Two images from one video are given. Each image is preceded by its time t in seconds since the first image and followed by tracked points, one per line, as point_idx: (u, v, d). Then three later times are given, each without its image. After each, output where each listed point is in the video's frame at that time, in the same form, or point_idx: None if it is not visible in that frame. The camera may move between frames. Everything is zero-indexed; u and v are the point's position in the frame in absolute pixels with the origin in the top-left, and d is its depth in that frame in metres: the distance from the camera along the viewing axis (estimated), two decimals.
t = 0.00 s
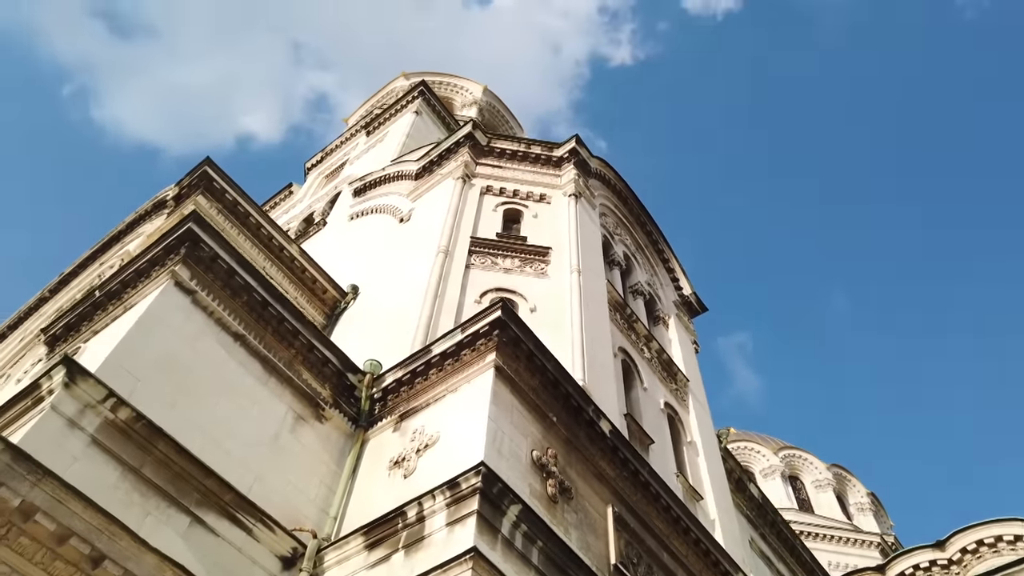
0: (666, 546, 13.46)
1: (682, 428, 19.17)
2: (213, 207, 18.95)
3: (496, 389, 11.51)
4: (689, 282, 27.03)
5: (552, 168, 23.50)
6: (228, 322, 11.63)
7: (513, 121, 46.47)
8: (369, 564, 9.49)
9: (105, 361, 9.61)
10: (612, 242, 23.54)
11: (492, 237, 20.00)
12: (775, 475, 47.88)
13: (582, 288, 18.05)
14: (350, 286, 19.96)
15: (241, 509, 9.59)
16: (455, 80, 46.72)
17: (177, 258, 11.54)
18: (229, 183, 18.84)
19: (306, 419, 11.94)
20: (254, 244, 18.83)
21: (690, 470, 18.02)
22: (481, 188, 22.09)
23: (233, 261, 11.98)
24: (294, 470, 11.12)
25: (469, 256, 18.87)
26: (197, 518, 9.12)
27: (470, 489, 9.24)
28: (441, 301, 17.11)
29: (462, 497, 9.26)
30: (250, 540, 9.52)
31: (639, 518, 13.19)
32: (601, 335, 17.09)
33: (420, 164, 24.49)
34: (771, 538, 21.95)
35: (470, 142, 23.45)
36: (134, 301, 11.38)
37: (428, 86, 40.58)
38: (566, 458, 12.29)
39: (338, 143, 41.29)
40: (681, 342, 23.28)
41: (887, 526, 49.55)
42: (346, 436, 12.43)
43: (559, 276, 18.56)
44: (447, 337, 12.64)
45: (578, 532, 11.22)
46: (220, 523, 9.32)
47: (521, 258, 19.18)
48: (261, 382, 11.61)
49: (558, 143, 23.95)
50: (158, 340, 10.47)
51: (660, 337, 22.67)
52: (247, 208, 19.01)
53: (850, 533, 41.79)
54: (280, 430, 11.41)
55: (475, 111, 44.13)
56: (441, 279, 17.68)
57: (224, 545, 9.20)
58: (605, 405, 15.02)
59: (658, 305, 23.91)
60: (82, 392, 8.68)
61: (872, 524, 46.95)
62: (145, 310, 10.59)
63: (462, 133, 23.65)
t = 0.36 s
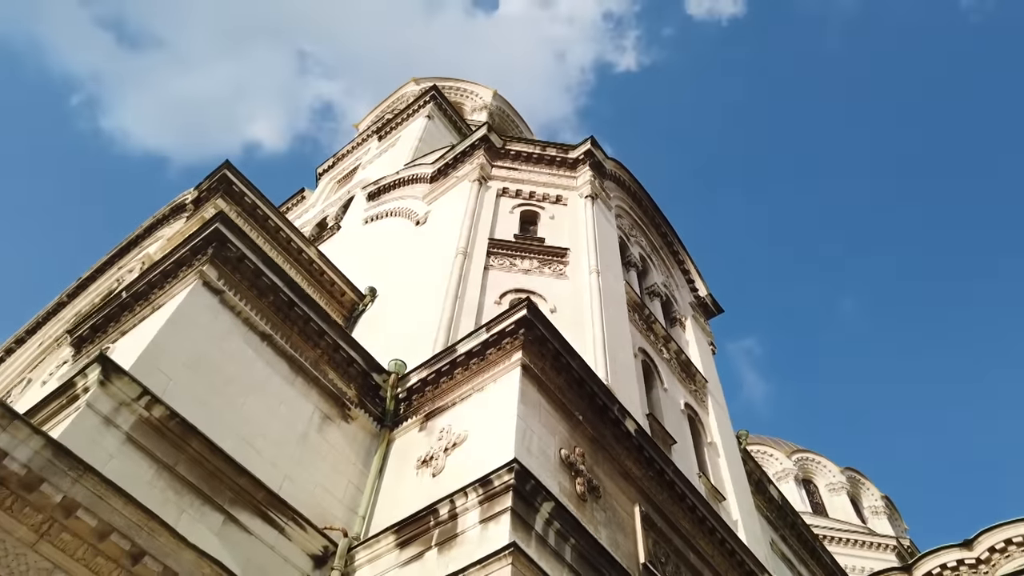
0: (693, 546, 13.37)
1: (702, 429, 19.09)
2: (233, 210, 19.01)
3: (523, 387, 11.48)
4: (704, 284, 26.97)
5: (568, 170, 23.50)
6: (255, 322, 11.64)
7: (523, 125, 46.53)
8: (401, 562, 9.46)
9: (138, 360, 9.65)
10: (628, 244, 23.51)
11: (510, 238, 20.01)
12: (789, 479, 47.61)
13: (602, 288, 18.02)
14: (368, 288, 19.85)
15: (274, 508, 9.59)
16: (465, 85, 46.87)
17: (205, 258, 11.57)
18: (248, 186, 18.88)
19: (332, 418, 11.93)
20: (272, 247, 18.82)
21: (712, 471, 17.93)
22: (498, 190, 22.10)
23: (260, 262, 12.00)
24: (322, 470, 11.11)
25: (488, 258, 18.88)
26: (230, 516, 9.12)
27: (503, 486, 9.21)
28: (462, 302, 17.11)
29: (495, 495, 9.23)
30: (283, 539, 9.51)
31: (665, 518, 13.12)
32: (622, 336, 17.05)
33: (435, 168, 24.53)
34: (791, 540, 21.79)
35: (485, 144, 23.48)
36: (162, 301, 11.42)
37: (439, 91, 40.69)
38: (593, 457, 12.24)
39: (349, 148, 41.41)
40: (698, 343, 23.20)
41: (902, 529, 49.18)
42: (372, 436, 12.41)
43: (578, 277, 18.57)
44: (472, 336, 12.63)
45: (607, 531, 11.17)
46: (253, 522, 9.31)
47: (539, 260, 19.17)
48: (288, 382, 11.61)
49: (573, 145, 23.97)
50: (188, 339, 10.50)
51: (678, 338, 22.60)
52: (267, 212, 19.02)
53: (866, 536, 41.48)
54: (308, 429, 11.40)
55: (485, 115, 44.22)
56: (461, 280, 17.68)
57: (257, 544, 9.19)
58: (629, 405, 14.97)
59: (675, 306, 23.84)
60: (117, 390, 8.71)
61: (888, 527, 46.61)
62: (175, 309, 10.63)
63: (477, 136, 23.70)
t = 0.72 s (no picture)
0: (725, 534, 13.32)
1: (727, 419, 19.02)
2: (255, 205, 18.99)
3: (558, 376, 11.46)
4: (724, 275, 26.87)
5: (587, 163, 23.45)
6: (289, 313, 11.67)
7: (536, 120, 46.47)
8: (442, 550, 9.46)
9: (178, 350, 9.70)
10: (649, 236, 23.44)
11: (532, 230, 19.99)
12: (806, 472, 47.41)
13: (626, 279, 17.97)
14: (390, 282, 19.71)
15: (314, 497, 9.61)
16: (478, 81, 46.85)
17: (238, 250, 11.61)
18: (271, 180, 18.86)
19: (366, 409, 11.94)
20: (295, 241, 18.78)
21: (739, 461, 17.85)
22: (517, 183, 22.06)
23: (291, 253, 12.06)
24: (358, 460, 11.12)
25: (511, 250, 18.86)
26: (272, 505, 9.14)
27: (544, 473, 9.19)
28: (487, 294, 17.11)
29: (536, 481, 9.21)
30: (323, 527, 9.53)
31: (697, 507, 13.07)
32: (647, 326, 17.00)
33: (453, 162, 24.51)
34: (816, 531, 21.68)
35: (504, 138, 23.44)
36: (197, 293, 11.46)
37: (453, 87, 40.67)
38: (626, 446, 12.20)
39: (363, 145, 41.42)
40: (720, 335, 23.11)
41: (920, 522, 48.91)
42: (404, 426, 12.42)
43: (602, 268, 18.53)
44: (503, 326, 12.61)
45: (643, 519, 11.13)
46: (294, 510, 9.33)
47: (562, 251, 19.13)
48: (322, 373, 11.63)
49: (591, 138, 23.91)
50: (224, 330, 10.52)
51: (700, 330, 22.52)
52: (290, 207, 18.97)
53: (885, 529, 41.27)
54: (343, 420, 11.42)
55: (498, 111, 44.20)
56: (485, 272, 17.68)
57: (299, 532, 9.21)
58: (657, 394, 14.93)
59: (696, 298, 23.75)
60: (160, 379, 8.75)
61: (906, 521, 46.36)
62: (211, 300, 10.67)
63: (495, 129, 23.67)
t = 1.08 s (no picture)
0: (762, 519, 13.24)
1: (756, 403, 18.91)
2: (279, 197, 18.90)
3: (594, 361, 11.41)
4: (746, 260, 26.71)
5: (608, 149, 23.31)
6: (324, 302, 11.66)
7: (549, 109, 46.27)
8: (486, 536, 9.45)
9: (220, 339, 9.71)
10: (671, 221, 23.30)
11: (556, 217, 19.91)
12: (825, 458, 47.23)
13: (653, 264, 17.87)
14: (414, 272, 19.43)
15: (358, 484, 9.62)
16: (491, 70, 46.68)
17: (272, 240, 11.61)
18: (295, 171, 18.77)
19: (402, 396, 11.94)
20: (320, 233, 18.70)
21: (769, 446, 17.76)
22: (539, 171, 21.96)
23: (324, 242, 12.05)
24: (397, 447, 11.13)
25: (536, 238, 18.80)
26: (317, 492, 9.15)
27: (589, 458, 9.15)
28: (515, 281, 17.08)
29: (581, 466, 9.18)
30: (367, 514, 9.53)
31: (734, 491, 13.01)
32: (676, 311, 16.91)
33: (473, 150, 24.43)
34: (845, 516, 21.56)
35: (524, 125, 23.33)
36: (233, 283, 11.49)
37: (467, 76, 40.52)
38: (663, 430, 12.15)
39: (378, 136, 41.38)
40: (744, 320, 22.98)
41: (942, 506, 48.67)
42: (440, 414, 12.41)
43: (628, 253, 18.43)
44: (537, 312, 12.56)
45: (683, 503, 11.08)
46: (338, 497, 9.34)
47: (587, 238, 19.05)
48: (359, 361, 11.63)
49: (612, 124, 23.78)
50: (263, 319, 10.53)
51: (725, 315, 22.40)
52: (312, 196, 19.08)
53: (907, 514, 41.08)
54: (380, 407, 11.41)
55: (512, 100, 44.05)
56: (512, 260, 17.63)
57: (344, 519, 9.22)
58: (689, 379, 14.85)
59: (720, 283, 23.61)
60: (205, 367, 8.77)
61: (927, 505, 46.15)
62: (249, 290, 10.68)
63: (515, 117, 23.56)
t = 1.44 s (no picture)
0: (797, 486, 13.26)
1: (783, 372, 18.87)
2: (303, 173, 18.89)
3: (631, 331, 11.40)
4: (768, 230, 26.52)
5: (629, 119, 23.11)
6: (359, 276, 11.67)
7: (563, 81, 45.84)
8: (530, 504, 9.51)
9: (263, 314, 9.76)
10: (694, 192, 23.12)
11: (580, 189, 19.80)
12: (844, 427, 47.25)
13: (680, 235, 17.77)
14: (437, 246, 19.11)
15: (402, 455, 9.69)
16: (503, 43, 46.22)
17: (307, 215, 11.61)
18: (318, 148, 18.74)
19: (438, 369, 11.98)
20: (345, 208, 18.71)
21: (798, 415, 17.75)
22: (561, 143, 21.81)
23: (357, 216, 12.04)
24: (436, 419, 11.19)
25: (561, 210, 18.71)
26: (363, 463, 9.22)
27: (632, 426, 9.17)
28: (542, 254, 17.04)
29: (624, 435, 9.21)
30: (412, 484, 9.61)
31: (769, 459, 13.03)
32: (705, 282, 16.83)
33: (492, 124, 24.26)
34: (871, 483, 21.57)
35: (544, 98, 23.11)
36: (269, 259, 11.52)
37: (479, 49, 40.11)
38: (699, 399, 12.16)
39: (391, 112, 41.13)
40: (768, 289, 22.86)
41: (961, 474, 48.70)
42: (475, 386, 12.45)
43: (654, 224, 18.31)
44: (571, 283, 12.53)
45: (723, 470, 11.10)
46: (382, 468, 9.42)
47: (612, 209, 18.95)
48: (395, 335, 11.67)
49: (633, 94, 23.56)
50: (302, 294, 10.56)
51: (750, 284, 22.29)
52: (335, 171, 19.05)
53: (927, 481, 41.14)
54: (417, 380, 11.45)
55: (525, 73, 43.65)
56: (538, 233, 17.57)
57: (389, 489, 9.31)
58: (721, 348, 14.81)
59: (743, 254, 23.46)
60: (251, 341, 8.83)
61: (946, 473, 46.17)
62: (287, 265, 10.70)
63: (535, 89, 23.34)
